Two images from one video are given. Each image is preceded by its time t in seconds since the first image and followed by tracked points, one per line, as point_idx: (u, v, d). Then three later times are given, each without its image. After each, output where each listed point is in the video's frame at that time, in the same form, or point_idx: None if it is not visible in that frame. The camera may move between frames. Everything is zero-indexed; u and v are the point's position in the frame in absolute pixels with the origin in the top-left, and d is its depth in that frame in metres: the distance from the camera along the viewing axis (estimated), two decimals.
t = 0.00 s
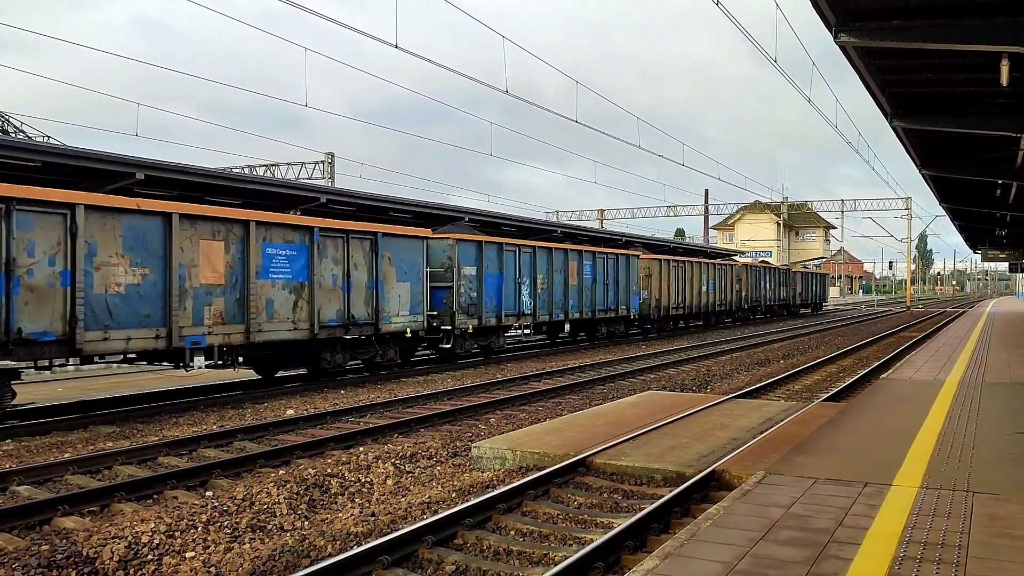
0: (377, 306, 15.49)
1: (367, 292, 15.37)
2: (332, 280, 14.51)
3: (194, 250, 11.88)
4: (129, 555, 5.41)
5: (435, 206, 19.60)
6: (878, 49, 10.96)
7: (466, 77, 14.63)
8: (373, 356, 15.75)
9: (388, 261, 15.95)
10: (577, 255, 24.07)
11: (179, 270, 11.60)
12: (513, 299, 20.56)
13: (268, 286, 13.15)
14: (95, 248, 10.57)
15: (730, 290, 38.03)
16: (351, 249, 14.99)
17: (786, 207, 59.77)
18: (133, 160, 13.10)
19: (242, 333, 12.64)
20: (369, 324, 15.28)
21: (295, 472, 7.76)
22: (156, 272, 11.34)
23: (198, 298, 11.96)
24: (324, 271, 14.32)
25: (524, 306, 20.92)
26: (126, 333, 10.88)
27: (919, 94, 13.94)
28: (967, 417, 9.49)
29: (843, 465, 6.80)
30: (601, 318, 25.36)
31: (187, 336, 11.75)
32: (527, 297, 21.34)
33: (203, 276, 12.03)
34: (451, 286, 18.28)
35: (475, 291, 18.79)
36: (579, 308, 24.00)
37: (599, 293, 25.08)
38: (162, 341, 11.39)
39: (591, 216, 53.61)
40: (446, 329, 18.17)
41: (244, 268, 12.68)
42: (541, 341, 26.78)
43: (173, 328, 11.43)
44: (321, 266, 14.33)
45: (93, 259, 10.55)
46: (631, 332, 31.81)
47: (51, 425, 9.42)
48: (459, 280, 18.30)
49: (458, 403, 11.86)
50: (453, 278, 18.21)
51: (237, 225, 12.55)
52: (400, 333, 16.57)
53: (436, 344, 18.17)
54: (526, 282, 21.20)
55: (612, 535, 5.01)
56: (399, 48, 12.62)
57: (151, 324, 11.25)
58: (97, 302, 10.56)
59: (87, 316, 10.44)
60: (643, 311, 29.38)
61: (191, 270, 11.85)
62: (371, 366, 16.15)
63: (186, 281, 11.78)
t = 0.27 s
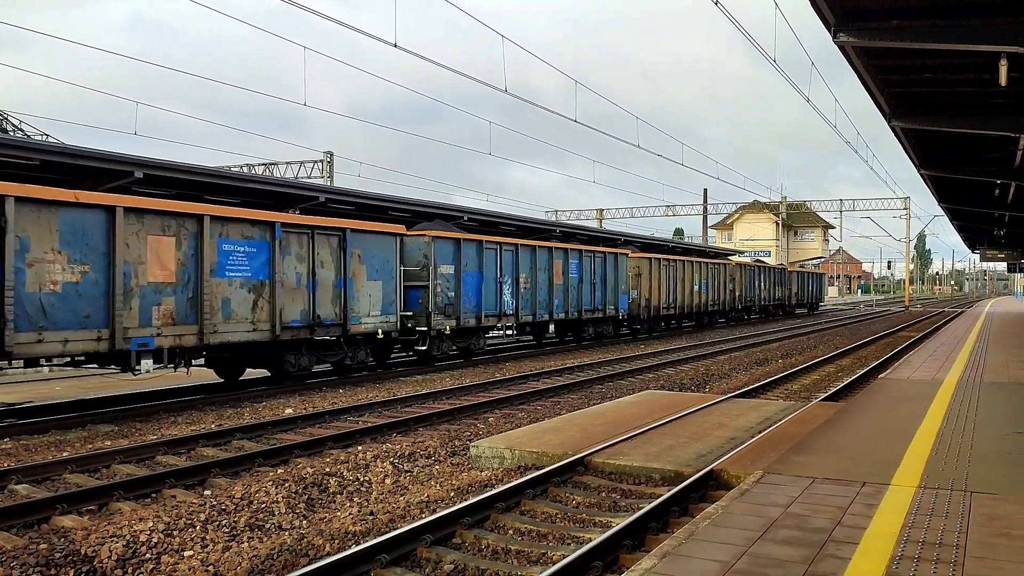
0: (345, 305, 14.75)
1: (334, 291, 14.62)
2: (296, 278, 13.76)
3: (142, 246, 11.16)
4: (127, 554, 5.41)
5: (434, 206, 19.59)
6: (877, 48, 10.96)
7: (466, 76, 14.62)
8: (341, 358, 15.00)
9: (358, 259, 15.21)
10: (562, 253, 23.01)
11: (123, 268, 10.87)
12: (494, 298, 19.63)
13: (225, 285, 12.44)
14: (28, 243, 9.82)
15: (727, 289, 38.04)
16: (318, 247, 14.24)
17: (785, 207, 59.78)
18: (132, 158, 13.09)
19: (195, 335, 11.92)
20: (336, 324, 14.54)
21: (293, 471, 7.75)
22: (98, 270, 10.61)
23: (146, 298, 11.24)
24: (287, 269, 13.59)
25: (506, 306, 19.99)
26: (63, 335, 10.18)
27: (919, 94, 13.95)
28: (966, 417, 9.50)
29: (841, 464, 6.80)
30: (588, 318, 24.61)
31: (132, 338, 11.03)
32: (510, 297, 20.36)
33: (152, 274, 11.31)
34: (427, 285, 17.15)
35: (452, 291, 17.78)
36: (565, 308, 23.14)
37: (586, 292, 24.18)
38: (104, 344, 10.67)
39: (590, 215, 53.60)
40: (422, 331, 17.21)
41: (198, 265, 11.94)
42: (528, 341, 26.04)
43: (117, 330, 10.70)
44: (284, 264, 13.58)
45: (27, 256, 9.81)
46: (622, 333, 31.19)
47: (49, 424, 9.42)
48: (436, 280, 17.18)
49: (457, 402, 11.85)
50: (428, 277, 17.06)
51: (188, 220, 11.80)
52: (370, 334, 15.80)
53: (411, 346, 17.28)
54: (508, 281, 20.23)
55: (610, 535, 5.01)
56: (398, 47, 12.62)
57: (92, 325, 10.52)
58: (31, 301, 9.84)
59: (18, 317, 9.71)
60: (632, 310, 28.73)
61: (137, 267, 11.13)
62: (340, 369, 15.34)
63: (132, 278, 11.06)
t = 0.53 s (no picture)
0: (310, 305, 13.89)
1: (299, 289, 13.74)
2: (256, 276, 12.90)
3: (82, 241, 10.37)
4: (126, 552, 5.42)
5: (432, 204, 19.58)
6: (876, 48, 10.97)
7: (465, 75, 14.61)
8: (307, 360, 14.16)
9: (325, 255, 14.34)
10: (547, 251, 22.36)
11: (60, 264, 10.08)
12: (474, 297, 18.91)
13: (177, 283, 11.64)
14: None
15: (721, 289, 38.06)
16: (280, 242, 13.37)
17: (784, 206, 59.81)
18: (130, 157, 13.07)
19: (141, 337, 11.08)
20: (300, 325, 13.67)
21: (292, 469, 7.76)
22: (32, 267, 9.83)
23: (87, 297, 10.45)
24: (246, 266, 12.75)
25: (486, 305, 19.32)
26: None
27: (918, 93, 13.96)
28: (964, 415, 9.52)
29: (839, 463, 6.80)
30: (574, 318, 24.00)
31: (71, 340, 10.24)
32: (490, 297, 19.69)
33: (93, 271, 10.53)
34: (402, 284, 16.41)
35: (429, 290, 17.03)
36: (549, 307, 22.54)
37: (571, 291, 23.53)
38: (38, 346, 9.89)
39: (589, 214, 53.61)
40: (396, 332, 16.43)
41: (146, 262, 11.15)
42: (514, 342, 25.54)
43: (52, 332, 9.91)
44: (243, 261, 12.72)
45: None
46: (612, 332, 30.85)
47: (48, 422, 9.42)
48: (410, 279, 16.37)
49: (455, 401, 11.85)
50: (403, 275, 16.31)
51: (132, 214, 10.97)
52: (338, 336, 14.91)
53: (384, 347, 16.51)
54: (489, 280, 19.54)
55: (608, 534, 5.01)
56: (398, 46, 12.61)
57: (24, 327, 9.75)
58: None
59: None
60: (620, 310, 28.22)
61: (76, 264, 10.35)
62: (306, 372, 14.51)
63: (70, 275, 10.28)
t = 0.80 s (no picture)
0: (270, 305, 13.31)
1: (259, 289, 13.19)
2: (211, 275, 12.34)
3: (12, 237, 9.77)
4: (124, 551, 5.41)
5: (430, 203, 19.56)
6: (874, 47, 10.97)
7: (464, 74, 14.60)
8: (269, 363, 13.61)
9: (288, 253, 13.79)
10: (528, 250, 22.10)
11: None
12: (451, 297, 18.56)
13: (121, 282, 11.03)
14: None
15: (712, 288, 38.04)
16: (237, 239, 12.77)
17: (782, 204, 59.81)
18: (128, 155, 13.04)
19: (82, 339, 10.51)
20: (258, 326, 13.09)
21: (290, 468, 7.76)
22: None
23: (20, 297, 9.88)
24: (200, 264, 12.17)
25: (464, 305, 18.98)
26: None
27: (916, 92, 13.96)
28: (962, 415, 9.53)
29: (836, 463, 6.79)
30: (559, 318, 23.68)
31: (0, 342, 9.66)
32: (468, 297, 19.36)
33: (27, 269, 9.94)
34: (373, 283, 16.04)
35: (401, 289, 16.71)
36: (532, 306, 22.33)
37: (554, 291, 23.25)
38: None
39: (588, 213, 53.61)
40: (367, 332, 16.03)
41: (86, 259, 10.55)
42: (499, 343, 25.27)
43: None
44: (196, 259, 12.13)
45: None
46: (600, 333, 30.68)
47: (46, 420, 9.42)
48: (382, 276, 16.09)
49: (453, 400, 11.84)
50: (374, 274, 15.95)
51: (70, 209, 10.35)
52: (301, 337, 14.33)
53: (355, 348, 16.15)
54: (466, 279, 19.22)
55: (606, 533, 5.01)
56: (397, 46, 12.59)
57: None
58: None
59: None
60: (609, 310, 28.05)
61: (7, 261, 9.77)
62: (269, 375, 14.03)
63: (0, 274, 9.70)
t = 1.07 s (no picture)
0: (224, 305, 12.73)
1: (214, 288, 12.65)
2: (160, 273, 11.77)
3: None
4: (122, 550, 5.41)
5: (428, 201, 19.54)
6: (873, 45, 10.97)
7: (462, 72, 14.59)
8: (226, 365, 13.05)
9: (248, 251, 13.27)
10: (508, 249, 21.95)
11: None
12: (427, 297, 18.41)
13: (58, 280, 10.41)
14: None
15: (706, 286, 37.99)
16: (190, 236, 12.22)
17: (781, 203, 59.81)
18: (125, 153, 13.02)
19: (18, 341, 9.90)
20: (212, 327, 12.51)
21: (289, 467, 7.75)
22: None
23: None
24: (148, 262, 11.59)
25: (441, 305, 18.84)
26: None
27: (915, 90, 13.96)
28: (960, 413, 9.53)
29: (834, 461, 6.79)
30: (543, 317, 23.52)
31: None
32: (445, 296, 19.22)
33: None
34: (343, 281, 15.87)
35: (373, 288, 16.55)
36: (512, 305, 22.16)
37: (536, 291, 23.09)
38: None
39: (586, 212, 53.61)
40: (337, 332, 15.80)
41: (19, 256, 9.91)
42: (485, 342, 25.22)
43: None
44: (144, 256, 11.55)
45: None
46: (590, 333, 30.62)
47: (45, 419, 9.41)
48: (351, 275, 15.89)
49: (452, 399, 11.84)
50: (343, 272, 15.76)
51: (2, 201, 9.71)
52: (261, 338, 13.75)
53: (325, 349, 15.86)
54: (444, 279, 19.09)
55: (604, 531, 5.01)
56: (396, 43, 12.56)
57: None
58: None
59: None
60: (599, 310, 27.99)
61: None
62: (228, 377, 13.50)
63: None
